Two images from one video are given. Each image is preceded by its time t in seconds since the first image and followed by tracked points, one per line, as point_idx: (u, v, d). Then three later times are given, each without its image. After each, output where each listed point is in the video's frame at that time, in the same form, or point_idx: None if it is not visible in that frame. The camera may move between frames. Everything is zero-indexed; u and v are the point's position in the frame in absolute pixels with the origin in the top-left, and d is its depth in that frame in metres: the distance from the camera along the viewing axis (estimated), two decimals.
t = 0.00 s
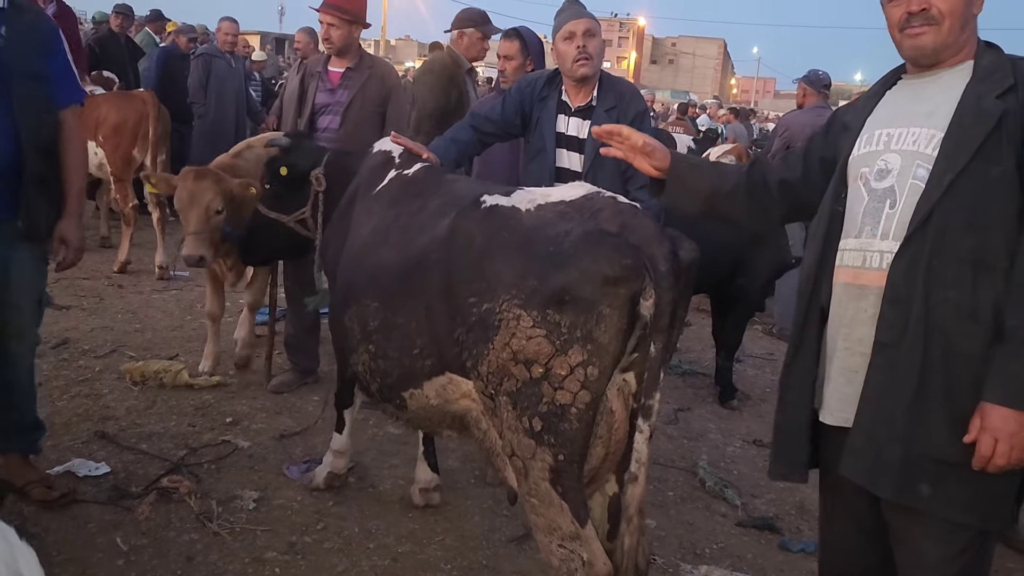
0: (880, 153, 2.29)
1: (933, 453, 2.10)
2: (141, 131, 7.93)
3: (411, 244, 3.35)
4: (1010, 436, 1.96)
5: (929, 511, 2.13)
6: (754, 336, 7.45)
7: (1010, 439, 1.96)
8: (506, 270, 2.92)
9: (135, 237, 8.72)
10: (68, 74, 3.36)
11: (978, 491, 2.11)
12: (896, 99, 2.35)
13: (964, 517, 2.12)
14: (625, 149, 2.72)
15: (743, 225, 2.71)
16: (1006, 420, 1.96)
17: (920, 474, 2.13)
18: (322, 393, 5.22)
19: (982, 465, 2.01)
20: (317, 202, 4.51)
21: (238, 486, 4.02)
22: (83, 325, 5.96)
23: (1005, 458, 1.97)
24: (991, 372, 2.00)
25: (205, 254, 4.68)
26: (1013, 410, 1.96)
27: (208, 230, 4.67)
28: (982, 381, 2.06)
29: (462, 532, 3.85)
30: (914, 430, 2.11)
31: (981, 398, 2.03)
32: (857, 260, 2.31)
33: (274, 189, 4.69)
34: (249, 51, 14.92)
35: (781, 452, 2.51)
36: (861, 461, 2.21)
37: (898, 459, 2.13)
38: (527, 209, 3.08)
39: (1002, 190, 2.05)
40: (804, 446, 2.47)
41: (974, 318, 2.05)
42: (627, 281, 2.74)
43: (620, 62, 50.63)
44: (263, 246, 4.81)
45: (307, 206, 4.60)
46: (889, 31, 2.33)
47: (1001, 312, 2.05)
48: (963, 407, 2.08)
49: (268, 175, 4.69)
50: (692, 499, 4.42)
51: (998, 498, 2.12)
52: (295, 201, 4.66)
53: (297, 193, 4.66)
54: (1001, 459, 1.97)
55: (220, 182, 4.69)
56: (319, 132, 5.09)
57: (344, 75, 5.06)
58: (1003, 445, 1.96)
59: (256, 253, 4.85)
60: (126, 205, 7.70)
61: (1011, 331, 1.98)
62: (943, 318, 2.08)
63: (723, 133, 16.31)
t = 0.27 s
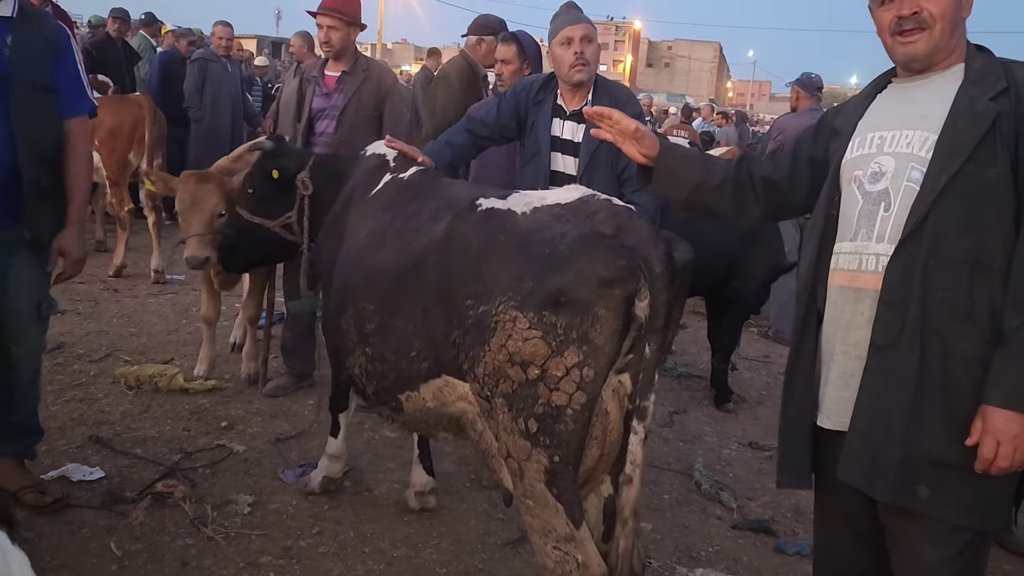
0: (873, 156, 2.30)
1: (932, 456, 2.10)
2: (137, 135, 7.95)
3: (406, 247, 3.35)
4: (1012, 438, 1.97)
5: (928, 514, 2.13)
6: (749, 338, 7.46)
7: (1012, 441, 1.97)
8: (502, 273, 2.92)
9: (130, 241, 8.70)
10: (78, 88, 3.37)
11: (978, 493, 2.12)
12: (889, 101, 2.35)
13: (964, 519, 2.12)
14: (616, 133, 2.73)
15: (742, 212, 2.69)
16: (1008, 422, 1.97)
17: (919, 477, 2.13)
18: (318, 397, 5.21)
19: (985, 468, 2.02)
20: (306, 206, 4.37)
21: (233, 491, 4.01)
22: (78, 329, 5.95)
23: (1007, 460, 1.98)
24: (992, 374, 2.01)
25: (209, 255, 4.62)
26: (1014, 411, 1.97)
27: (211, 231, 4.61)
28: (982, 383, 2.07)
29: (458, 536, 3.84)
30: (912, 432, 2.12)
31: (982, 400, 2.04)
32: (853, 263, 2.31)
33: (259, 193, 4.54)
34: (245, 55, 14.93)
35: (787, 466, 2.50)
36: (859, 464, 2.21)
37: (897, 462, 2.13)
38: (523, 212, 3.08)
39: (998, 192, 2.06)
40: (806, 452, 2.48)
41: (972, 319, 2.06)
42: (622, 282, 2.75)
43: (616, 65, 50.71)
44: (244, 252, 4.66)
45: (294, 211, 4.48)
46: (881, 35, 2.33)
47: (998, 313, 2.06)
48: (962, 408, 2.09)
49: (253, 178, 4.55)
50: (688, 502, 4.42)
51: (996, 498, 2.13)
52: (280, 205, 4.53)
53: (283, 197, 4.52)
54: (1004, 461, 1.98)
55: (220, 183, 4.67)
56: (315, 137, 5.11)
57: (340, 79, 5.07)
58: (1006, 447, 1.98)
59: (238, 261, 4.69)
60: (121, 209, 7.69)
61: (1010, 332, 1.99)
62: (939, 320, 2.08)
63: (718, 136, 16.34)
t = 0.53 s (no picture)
0: (865, 159, 2.30)
1: (927, 457, 2.11)
2: (131, 138, 7.93)
3: (400, 250, 3.35)
4: (1005, 439, 1.98)
5: (923, 515, 2.14)
6: (745, 340, 7.46)
7: (1005, 442, 1.98)
8: (497, 274, 2.92)
9: (125, 244, 8.69)
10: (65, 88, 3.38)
11: (973, 494, 2.12)
12: (880, 104, 2.36)
13: (958, 521, 2.12)
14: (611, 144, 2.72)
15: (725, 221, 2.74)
16: (1000, 422, 1.98)
17: (914, 479, 2.13)
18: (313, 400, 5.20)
19: (977, 468, 2.03)
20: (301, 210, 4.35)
21: (227, 494, 4.00)
22: (72, 332, 5.93)
23: (1000, 461, 1.98)
24: (985, 376, 2.01)
25: (201, 257, 4.69)
26: (1007, 412, 1.97)
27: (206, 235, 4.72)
28: (976, 384, 2.07)
29: (453, 539, 3.83)
30: (907, 434, 2.12)
31: (975, 401, 2.05)
32: (848, 267, 2.31)
33: (254, 200, 4.48)
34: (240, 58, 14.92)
35: (780, 468, 2.50)
36: (854, 467, 2.21)
37: (892, 464, 2.14)
38: (517, 214, 3.08)
39: (991, 194, 2.06)
40: (800, 454, 2.48)
41: (965, 322, 2.06)
42: (617, 283, 2.75)
43: (612, 68, 50.79)
44: (236, 259, 4.62)
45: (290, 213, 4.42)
46: (869, 38, 2.34)
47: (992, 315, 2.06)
48: (956, 410, 2.09)
49: (249, 185, 4.47)
50: (683, 504, 4.42)
51: (990, 499, 2.13)
52: (274, 211, 4.47)
53: (277, 203, 4.46)
54: (997, 461, 1.99)
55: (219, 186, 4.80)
56: (315, 140, 5.10)
57: (342, 83, 5.06)
58: (998, 448, 1.98)
59: (231, 268, 4.66)
60: (116, 212, 7.68)
61: (1004, 333, 1.99)
62: (934, 322, 2.09)
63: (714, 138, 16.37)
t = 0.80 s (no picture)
0: (861, 162, 2.31)
1: (923, 460, 2.12)
2: (127, 140, 7.92)
3: (396, 251, 3.36)
4: (1000, 442, 2.00)
5: (919, 519, 2.15)
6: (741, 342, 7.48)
7: (1000, 444, 2.00)
8: (492, 275, 2.92)
9: (121, 246, 8.68)
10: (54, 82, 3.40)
11: (969, 496, 2.13)
12: (874, 107, 2.37)
13: (954, 523, 2.13)
14: (583, 187, 3.02)
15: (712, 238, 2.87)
16: (995, 425, 2.00)
17: (911, 482, 2.14)
18: (309, 402, 5.20)
19: (973, 471, 2.05)
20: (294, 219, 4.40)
21: (223, 496, 4.00)
22: (68, 334, 5.93)
23: (996, 463, 2.00)
24: (980, 378, 2.02)
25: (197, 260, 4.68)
26: (1001, 415, 1.99)
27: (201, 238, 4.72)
28: (971, 387, 2.08)
29: (449, 541, 3.84)
30: (904, 437, 2.13)
31: (970, 403, 2.06)
32: (842, 270, 2.32)
33: (247, 205, 4.44)
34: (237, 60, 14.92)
35: (769, 469, 2.52)
36: (851, 470, 2.21)
37: (889, 468, 2.15)
38: (511, 215, 3.09)
39: (986, 198, 2.08)
40: (791, 456, 2.49)
41: (961, 325, 2.07)
42: (613, 283, 2.74)
43: (609, 71, 50.87)
44: (228, 264, 4.59)
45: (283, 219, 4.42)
46: (862, 41, 2.35)
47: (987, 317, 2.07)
48: (952, 413, 2.10)
49: (243, 190, 4.42)
50: (679, 505, 4.43)
51: (985, 501, 2.14)
52: (268, 217, 4.47)
53: (271, 208, 4.45)
54: (992, 464, 2.01)
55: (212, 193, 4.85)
56: (314, 142, 5.11)
57: (342, 85, 5.05)
58: (994, 451, 2.00)
59: (224, 272, 4.63)
60: (111, 214, 7.68)
61: (1000, 336, 2.00)
62: (929, 325, 2.10)
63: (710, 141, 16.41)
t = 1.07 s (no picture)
0: (856, 167, 2.32)
1: (919, 465, 2.12)
2: (122, 142, 7.87)
3: (391, 252, 3.36)
4: (993, 447, 2.01)
5: (914, 524, 2.15)
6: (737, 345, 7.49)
7: (993, 449, 2.01)
8: (486, 276, 2.93)
9: (116, 248, 8.67)
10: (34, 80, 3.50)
11: (963, 500, 2.13)
12: (869, 111, 2.37)
13: (948, 527, 2.13)
14: (576, 190, 3.03)
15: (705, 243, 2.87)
16: (989, 430, 2.01)
17: (907, 488, 2.14)
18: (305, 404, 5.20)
19: (966, 475, 2.06)
20: (283, 222, 4.38)
21: (218, 498, 3.99)
22: (63, 336, 5.91)
23: (989, 468, 2.02)
24: (975, 383, 2.03)
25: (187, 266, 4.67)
26: (996, 420, 2.00)
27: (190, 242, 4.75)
28: (966, 392, 2.09)
29: (444, 543, 3.83)
30: (899, 442, 2.14)
31: (964, 408, 2.07)
32: (836, 274, 2.33)
33: (235, 209, 4.42)
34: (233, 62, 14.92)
35: (762, 472, 2.53)
36: (847, 476, 2.21)
37: (886, 473, 2.15)
38: (505, 217, 3.10)
39: (981, 204, 2.09)
40: (784, 458, 2.49)
41: (956, 330, 2.08)
42: (602, 284, 2.76)
43: (605, 73, 50.93)
44: (216, 269, 4.57)
45: (272, 223, 4.42)
46: (856, 47, 2.36)
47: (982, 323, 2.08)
48: (946, 418, 2.11)
49: (231, 195, 4.40)
50: (674, 508, 4.43)
51: (978, 506, 2.15)
52: (256, 220, 4.44)
53: (260, 212, 4.43)
54: (985, 468, 2.02)
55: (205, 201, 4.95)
56: (311, 144, 5.10)
57: (339, 87, 5.05)
58: (987, 455, 2.01)
59: (214, 277, 4.63)
60: (106, 216, 7.68)
61: (995, 342, 2.01)
62: (925, 331, 2.10)
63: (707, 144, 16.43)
